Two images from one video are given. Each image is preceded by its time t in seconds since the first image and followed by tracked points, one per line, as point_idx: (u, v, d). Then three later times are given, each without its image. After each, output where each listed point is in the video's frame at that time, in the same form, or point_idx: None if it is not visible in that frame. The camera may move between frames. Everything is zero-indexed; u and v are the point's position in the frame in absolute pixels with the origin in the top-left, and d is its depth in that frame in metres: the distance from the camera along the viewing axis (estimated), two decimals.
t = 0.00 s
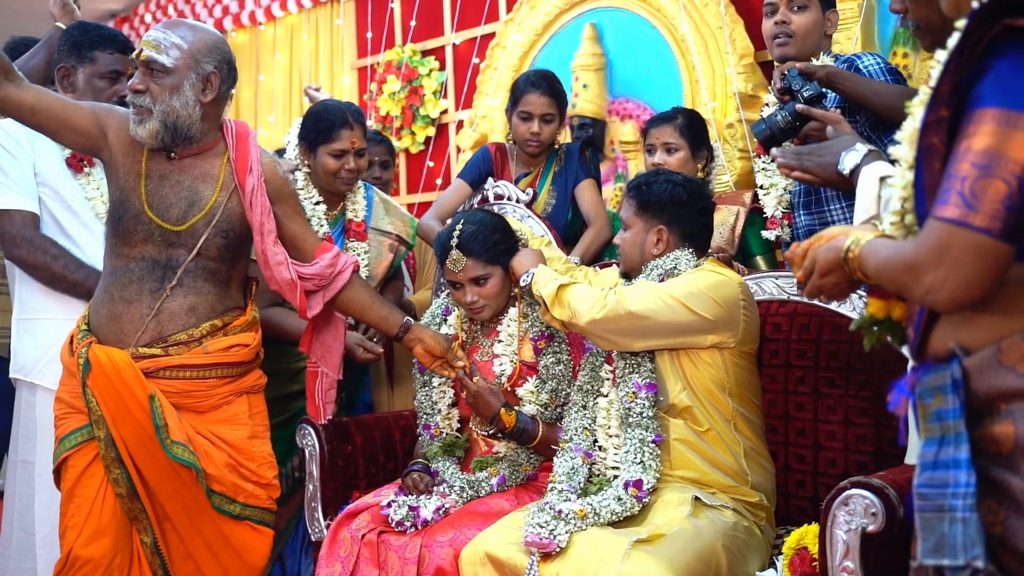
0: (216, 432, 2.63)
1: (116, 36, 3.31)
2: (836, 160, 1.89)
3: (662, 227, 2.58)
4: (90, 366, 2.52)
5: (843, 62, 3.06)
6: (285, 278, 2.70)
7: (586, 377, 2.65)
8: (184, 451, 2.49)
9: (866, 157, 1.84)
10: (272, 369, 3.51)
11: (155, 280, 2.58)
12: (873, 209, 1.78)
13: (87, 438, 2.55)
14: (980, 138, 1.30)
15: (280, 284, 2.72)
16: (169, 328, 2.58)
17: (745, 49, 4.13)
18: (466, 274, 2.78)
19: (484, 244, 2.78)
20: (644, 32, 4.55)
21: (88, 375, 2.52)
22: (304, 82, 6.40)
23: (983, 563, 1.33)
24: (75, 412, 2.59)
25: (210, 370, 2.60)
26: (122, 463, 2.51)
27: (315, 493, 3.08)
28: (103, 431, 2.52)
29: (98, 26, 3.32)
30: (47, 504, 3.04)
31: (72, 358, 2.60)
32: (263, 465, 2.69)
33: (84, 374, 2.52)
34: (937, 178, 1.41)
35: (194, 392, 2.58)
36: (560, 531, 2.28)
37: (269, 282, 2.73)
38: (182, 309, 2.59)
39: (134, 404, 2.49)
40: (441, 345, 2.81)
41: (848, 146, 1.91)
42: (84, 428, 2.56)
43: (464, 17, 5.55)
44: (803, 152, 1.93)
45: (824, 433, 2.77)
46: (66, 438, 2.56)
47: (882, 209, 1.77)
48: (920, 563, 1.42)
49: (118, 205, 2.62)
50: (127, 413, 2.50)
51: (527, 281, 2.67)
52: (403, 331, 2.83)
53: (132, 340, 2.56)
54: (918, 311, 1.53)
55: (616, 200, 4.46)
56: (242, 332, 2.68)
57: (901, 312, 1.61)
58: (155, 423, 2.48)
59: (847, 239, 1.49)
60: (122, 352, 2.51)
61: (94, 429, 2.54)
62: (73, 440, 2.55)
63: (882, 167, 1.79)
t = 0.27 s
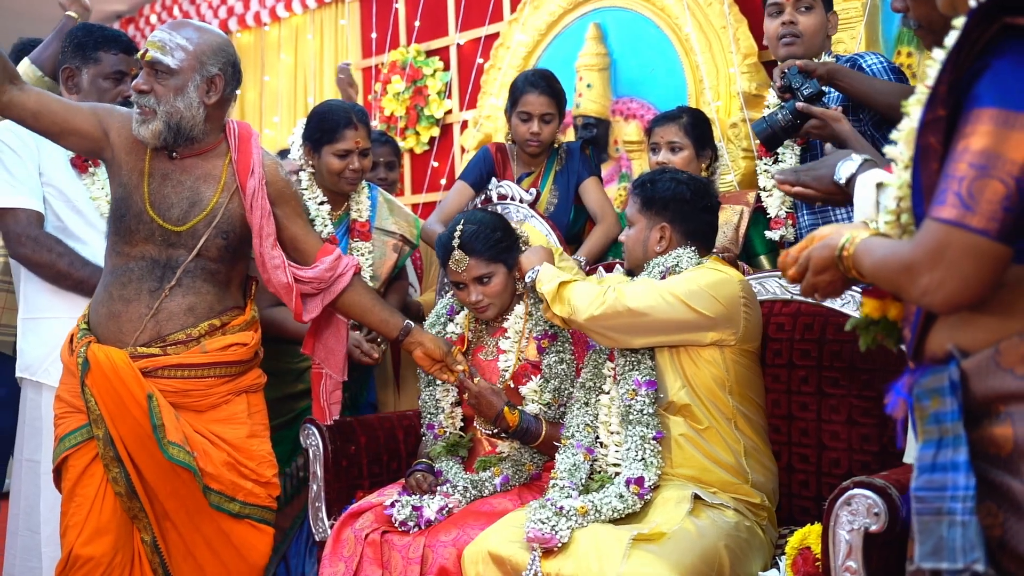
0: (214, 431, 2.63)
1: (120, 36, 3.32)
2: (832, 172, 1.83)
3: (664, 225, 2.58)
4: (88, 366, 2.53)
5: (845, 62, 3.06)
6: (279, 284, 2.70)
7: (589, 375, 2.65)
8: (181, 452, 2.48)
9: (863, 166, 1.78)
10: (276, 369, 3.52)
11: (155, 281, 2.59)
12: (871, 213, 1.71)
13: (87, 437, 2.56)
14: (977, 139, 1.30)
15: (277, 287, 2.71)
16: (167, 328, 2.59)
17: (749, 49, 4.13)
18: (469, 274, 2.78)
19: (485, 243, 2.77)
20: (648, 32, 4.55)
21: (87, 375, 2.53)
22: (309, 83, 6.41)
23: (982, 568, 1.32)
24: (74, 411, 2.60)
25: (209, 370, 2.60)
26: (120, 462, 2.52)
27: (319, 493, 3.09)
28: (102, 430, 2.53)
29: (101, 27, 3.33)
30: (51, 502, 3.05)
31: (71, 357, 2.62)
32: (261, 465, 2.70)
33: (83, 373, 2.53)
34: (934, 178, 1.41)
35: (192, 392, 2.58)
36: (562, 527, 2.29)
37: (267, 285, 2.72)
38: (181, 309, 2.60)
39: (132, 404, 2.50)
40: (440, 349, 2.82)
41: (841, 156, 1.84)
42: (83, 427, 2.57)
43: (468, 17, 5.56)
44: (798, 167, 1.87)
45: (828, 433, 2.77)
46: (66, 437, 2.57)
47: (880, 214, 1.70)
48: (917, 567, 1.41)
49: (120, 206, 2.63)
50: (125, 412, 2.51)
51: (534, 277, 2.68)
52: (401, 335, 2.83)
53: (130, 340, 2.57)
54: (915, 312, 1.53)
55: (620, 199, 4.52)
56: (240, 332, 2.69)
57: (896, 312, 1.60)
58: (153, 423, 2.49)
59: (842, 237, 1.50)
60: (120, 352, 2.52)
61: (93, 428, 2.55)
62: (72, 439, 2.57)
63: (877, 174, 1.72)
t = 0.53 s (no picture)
0: (213, 430, 2.64)
1: (125, 38, 3.34)
2: (830, 177, 1.82)
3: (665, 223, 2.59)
4: (88, 364, 2.54)
5: (848, 62, 3.06)
6: (280, 283, 2.68)
7: (590, 373, 2.66)
8: (181, 451, 2.50)
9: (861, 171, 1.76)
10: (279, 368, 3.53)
11: (156, 280, 2.60)
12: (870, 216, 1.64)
13: (86, 436, 2.58)
14: (976, 140, 1.30)
15: (277, 288, 2.71)
16: (167, 327, 2.59)
17: (753, 49, 4.13)
18: (469, 274, 2.79)
19: (484, 243, 2.78)
20: (651, 31, 4.55)
21: (87, 373, 2.54)
22: (313, 83, 6.42)
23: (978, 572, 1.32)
24: (74, 410, 2.61)
25: (207, 369, 2.61)
26: (119, 461, 2.53)
27: (321, 493, 3.10)
28: (101, 429, 2.54)
29: (107, 28, 3.34)
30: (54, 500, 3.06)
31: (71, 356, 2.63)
32: (260, 465, 2.70)
33: (83, 372, 2.54)
34: (933, 179, 1.41)
35: (190, 391, 2.59)
36: (561, 523, 2.31)
37: (267, 286, 2.72)
38: (180, 308, 2.61)
39: (131, 403, 2.51)
40: (438, 353, 2.83)
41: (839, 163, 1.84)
42: (83, 426, 2.58)
43: (471, 17, 5.56)
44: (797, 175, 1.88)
45: (829, 433, 2.77)
46: (65, 436, 2.59)
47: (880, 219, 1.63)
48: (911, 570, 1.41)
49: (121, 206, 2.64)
50: (124, 411, 2.52)
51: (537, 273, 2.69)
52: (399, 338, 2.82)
53: (130, 339, 2.58)
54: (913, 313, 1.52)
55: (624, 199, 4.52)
56: (239, 331, 2.70)
57: (892, 313, 1.60)
58: (151, 422, 2.50)
59: (837, 239, 1.50)
60: (119, 351, 2.53)
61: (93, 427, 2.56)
62: (72, 437, 2.58)
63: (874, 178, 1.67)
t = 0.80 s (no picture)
0: (214, 429, 2.65)
1: (131, 41, 3.34)
2: (833, 177, 1.82)
3: (665, 221, 2.59)
4: (88, 363, 2.54)
5: (851, 61, 3.06)
6: (284, 281, 2.70)
7: (591, 372, 2.66)
8: (183, 450, 2.51)
9: (864, 171, 1.76)
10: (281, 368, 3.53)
11: (156, 280, 2.60)
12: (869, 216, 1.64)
13: (87, 435, 2.58)
14: (978, 141, 1.29)
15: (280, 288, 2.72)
16: (168, 326, 2.60)
17: (755, 48, 4.13)
18: (468, 275, 2.79)
19: (483, 244, 2.78)
20: (654, 31, 4.55)
21: (88, 372, 2.55)
22: (316, 83, 6.43)
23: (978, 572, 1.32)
24: (75, 409, 2.62)
25: (208, 368, 2.62)
26: (120, 460, 2.54)
27: (323, 492, 3.09)
28: (102, 428, 2.54)
29: (114, 31, 3.34)
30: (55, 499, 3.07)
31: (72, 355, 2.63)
32: (260, 463, 2.71)
33: (84, 371, 2.54)
34: (934, 180, 1.41)
35: (191, 389, 2.60)
36: (561, 522, 2.30)
37: (269, 285, 2.73)
38: (181, 307, 2.61)
39: (133, 401, 2.52)
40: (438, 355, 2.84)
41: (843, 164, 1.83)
42: (83, 425, 2.59)
43: (474, 17, 5.57)
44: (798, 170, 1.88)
45: (831, 433, 2.77)
46: (66, 435, 2.59)
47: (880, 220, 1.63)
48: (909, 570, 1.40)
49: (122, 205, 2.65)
50: (125, 410, 2.53)
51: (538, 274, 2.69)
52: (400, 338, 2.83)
53: (131, 337, 2.59)
54: (910, 314, 1.52)
55: (626, 199, 4.44)
56: (240, 330, 2.70)
57: (890, 313, 1.60)
58: (153, 421, 2.50)
59: (835, 240, 1.50)
60: (121, 350, 2.54)
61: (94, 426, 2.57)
62: (73, 436, 2.58)
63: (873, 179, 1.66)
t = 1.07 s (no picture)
0: (217, 428, 2.65)
1: (138, 43, 3.36)
2: (837, 170, 1.83)
3: (665, 220, 2.59)
4: (91, 363, 2.55)
5: (856, 59, 3.05)
6: (286, 281, 2.70)
7: (592, 372, 2.66)
8: (186, 449, 2.52)
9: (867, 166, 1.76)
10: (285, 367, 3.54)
11: (159, 279, 2.61)
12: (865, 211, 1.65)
13: (90, 434, 2.59)
14: (979, 142, 1.29)
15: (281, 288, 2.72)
16: (171, 325, 2.61)
17: (758, 48, 4.12)
18: (467, 275, 2.79)
19: (483, 244, 2.78)
20: (657, 31, 4.55)
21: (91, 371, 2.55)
22: (320, 83, 6.45)
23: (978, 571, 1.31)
24: (78, 408, 2.62)
25: (210, 367, 2.63)
26: (123, 459, 2.54)
27: (326, 492, 3.09)
28: (105, 427, 2.55)
29: (121, 32, 3.36)
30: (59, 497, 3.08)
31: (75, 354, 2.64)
32: (263, 461, 2.72)
33: (87, 370, 2.55)
34: (934, 180, 1.40)
35: (193, 388, 2.61)
36: (563, 522, 2.30)
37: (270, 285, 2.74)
38: (185, 306, 2.62)
39: (136, 400, 2.52)
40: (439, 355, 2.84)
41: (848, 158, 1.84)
42: (86, 424, 2.59)
43: (478, 17, 5.57)
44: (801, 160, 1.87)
45: (833, 433, 2.76)
46: (70, 434, 2.60)
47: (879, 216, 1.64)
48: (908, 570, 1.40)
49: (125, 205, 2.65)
50: (128, 410, 2.53)
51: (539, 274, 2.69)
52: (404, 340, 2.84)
53: (134, 336, 2.60)
54: (908, 314, 1.52)
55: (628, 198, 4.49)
56: (243, 330, 2.71)
57: (887, 313, 1.60)
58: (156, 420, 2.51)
59: (832, 240, 1.50)
60: (124, 350, 2.54)
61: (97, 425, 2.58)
62: (76, 436, 2.59)
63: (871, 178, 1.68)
